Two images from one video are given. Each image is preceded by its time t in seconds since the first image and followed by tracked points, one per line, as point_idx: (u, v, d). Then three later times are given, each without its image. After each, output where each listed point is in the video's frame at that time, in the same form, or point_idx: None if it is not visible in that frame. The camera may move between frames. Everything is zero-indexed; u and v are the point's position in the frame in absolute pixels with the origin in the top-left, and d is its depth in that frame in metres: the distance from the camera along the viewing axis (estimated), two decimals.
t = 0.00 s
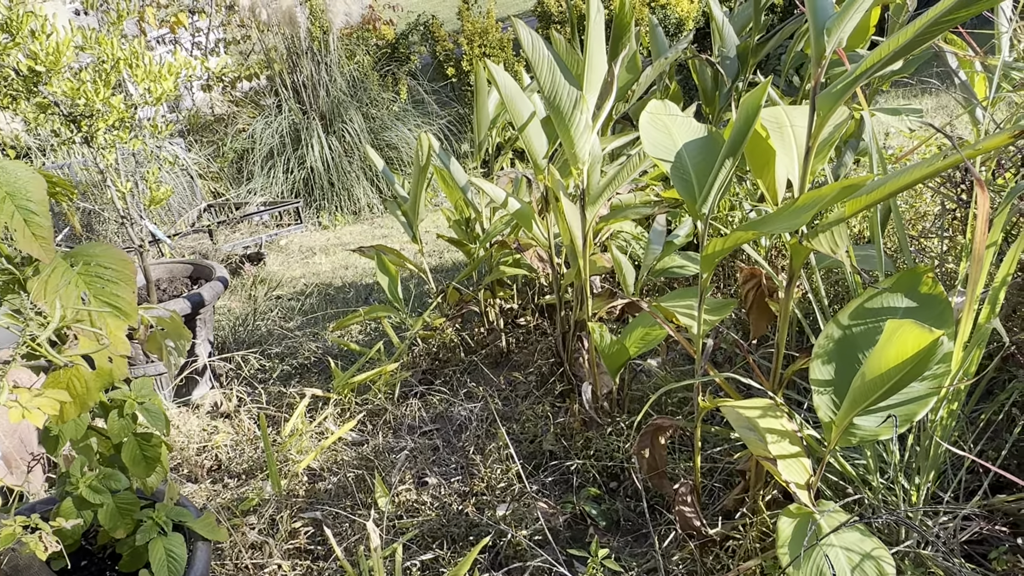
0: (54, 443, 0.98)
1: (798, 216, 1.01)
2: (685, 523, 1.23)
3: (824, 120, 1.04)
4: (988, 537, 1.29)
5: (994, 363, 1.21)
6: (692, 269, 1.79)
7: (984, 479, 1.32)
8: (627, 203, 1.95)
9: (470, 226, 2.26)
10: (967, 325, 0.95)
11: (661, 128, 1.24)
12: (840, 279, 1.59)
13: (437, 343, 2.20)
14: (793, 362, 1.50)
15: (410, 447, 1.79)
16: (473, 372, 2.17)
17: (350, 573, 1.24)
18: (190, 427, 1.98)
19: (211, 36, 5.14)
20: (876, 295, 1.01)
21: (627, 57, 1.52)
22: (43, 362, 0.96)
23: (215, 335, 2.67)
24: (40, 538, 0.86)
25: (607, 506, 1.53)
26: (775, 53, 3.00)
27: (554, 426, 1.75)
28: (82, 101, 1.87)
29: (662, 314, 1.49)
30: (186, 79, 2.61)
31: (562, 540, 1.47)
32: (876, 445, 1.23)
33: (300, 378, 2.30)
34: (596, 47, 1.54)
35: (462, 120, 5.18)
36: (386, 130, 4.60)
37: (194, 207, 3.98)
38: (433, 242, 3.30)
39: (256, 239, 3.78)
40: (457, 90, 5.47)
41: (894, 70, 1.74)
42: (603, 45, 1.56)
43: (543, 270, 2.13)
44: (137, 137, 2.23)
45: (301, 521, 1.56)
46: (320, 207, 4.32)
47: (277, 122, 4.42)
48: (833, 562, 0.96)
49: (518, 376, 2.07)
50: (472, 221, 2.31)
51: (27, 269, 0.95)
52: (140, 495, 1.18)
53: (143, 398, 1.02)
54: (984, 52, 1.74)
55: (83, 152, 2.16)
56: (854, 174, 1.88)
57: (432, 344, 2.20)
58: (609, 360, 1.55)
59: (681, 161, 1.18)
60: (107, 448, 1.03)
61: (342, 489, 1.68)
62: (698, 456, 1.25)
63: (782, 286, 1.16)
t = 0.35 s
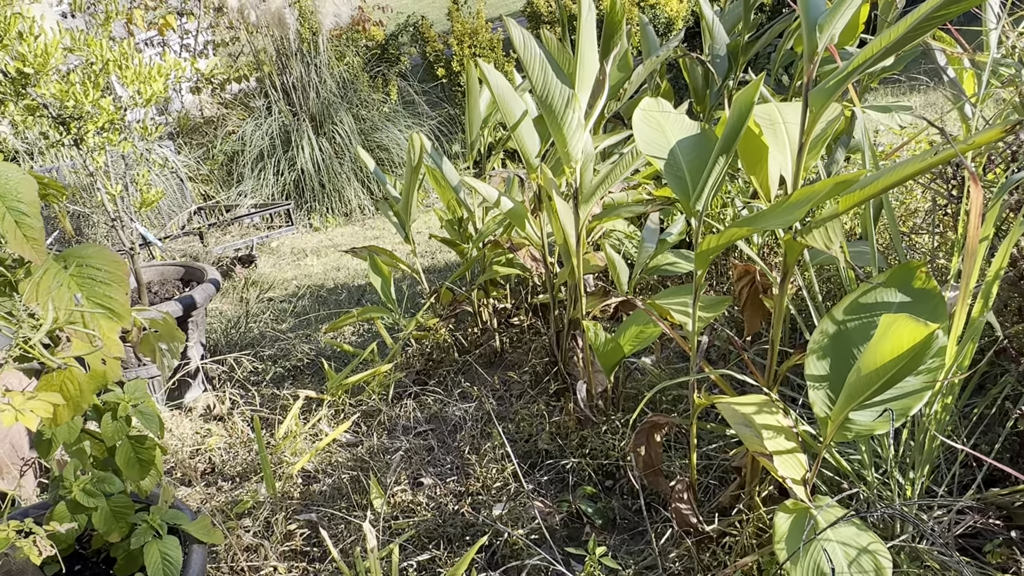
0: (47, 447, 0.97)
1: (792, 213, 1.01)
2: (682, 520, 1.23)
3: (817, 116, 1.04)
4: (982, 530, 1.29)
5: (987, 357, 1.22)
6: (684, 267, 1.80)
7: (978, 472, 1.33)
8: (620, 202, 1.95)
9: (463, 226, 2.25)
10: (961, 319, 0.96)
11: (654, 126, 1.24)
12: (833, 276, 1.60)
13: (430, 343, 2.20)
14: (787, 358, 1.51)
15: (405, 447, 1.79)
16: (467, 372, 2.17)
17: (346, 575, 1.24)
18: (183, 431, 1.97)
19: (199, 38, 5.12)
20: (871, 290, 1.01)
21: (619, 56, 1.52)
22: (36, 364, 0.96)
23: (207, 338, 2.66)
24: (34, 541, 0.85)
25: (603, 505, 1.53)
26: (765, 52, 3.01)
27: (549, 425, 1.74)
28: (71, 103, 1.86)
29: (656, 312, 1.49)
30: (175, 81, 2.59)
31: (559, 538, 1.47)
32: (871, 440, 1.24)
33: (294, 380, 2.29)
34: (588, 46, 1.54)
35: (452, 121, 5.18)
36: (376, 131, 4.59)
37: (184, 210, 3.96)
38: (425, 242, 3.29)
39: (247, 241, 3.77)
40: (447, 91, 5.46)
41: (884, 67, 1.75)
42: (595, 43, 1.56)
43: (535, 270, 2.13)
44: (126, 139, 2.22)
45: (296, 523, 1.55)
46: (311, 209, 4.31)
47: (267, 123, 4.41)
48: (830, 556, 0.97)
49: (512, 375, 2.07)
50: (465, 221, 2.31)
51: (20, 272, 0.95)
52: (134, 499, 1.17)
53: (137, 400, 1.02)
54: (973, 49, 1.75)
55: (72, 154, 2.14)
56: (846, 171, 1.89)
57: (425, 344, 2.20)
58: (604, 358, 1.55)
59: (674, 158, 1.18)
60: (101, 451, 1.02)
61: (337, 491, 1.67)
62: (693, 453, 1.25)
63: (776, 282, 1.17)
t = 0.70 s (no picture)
0: (40, 444, 0.96)
1: (789, 203, 1.01)
2: (679, 512, 1.23)
3: (813, 106, 1.04)
4: (978, 519, 1.30)
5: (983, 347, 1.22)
6: (679, 260, 1.79)
7: (973, 462, 1.33)
8: (614, 195, 1.94)
9: (457, 220, 2.24)
10: (957, 308, 0.96)
11: (649, 118, 1.24)
12: (828, 267, 1.60)
13: (425, 339, 2.19)
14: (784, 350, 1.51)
15: (401, 442, 1.79)
16: (462, 367, 2.17)
17: (344, 570, 1.23)
18: (177, 428, 1.97)
19: (189, 35, 5.09)
20: (867, 280, 1.02)
21: (613, 47, 1.51)
22: (29, 360, 0.95)
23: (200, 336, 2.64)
24: (29, 539, 0.85)
25: (600, 498, 1.53)
26: (757, 46, 3.01)
27: (546, 419, 1.74)
28: (61, 99, 1.84)
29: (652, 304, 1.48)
30: (166, 76, 2.58)
31: (557, 532, 1.47)
32: (867, 431, 1.24)
33: (288, 376, 2.28)
34: (582, 38, 1.54)
35: (445, 116, 5.17)
36: (368, 127, 4.57)
37: (176, 207, 3.94)
38: (419, 238, 3.29)
39: (239, 238, 3.75)
40: (439, 86, 5.45)
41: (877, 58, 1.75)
42: (589, 36, 1.56)
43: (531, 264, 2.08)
44: (117, 136, 2.20)
45: (292, 519, 1.55)
46: (303, 205, 4.29)
47: (258, 120, 4.39)
48: (829, 546, 0.97)
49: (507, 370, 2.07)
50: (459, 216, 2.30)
51: (10, 266, 0.93)
52: (130, 495, 1.16)
53: (131, 396, 1.00)
54: (965, 40, 1.75)
55: (63, 151, 2.13)
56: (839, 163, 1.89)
57: (420, 340, 2.19)
58: (601, 352, 1.55)
59: (670, 150, 1.18)
60: (95, 448, 1.01)
61: (333, 487, 1.67)
62: (691, 445, 1.25)
63: (773, 273, 1.17)
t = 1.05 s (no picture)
0: (42, 435, 0.96)
1: (790, 190, 1.01)
2: (681, 500, 1.24)
3: (814, 93, 1.03)
4: (977, 505, 1.31)
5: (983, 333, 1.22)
6: (678, 249, 1.80)
7: (972, 448, 1.34)
8: (612, 184, 1.94)
9: (455, 211, 2.24)
10: (958, 294, 0.96)
11: (649, 106, 1.24)
12: (826, 255, 1.60)
13: (424, 330, 2.19)
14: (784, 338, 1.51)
15: (401, 433, 1.79)
16: (461, 359, 2.17)
17: (347, 560, 1.23)
18: (177, 421, 1.97)
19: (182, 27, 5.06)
20: (868, 267, 1.02)
21: (612, 35, 1.51)
22: (31, 351, 0.94)
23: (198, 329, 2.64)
24: (33, 530, 0.85)
25: (600, 487, 1.54)
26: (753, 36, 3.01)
27: (545, 409, 1.74)
28: (56, 91, 1.83)
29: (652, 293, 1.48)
30: (160, 68, 2.57)
31: (558, 520, 1.48)
32: (867, 417, 1.24)
33: (287, 369, 2.28)
34: (580, 27, 1.53)
35: (440, 108, 5.16)
36: (364, 119, 4.56)
37: (171, 200, 3.93)
38: (416, 230, 3.28)
39: (235, 231, 3.74)
40: (434, 78, 5.43)
41: (875, 45, 1.75)
42: (587, 24, 1.55)
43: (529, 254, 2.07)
44: (113, 128, 2.19)
45: (293, 510, 1.55)
46: (299, 198, 4.28)
47: (253, 113, 4.37)
48: (831, 531, 0.97)
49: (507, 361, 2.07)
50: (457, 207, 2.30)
51: (10, 256, 0.93)
52: (132, 487, 1.16)
53: (133, 386, 1.00)
54: (962, 27, 1.75)
55: (58, 143, 2.12)
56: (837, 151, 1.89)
57: (419, 331, 2.19)
58: (600, 342, 1.56)
59: (670, 138, 1.18)
60: (97, 440, 1.02)
61: (334, 477, 1.67)
62: (692, 434, 1.25)
63: (773, 261, 1.17)
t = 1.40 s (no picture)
0: (49, 424, 0.95)
1: (800, 173, 1.01)
2: (688, 486, 1.24)
3: (823, 76, 1.03)
4: (983, 490, 1.30)
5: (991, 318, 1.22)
6: (681, 237, 1.79)
7: (978, 433, 1.34)
8: (614, 172, 1.93)
9: (456, 199, 2.23)
10: (969, 277, 0.96)
11: (656, 90, 1.22)
12: (831, 242, 1.59)
13: (425, 319, 2.19)
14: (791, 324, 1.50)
15: (405, 422, 1.79)
16: (464, 347, 2.16)
17: (354, 549, 1.22)
18: (179, 411, 1.96)
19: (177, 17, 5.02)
20: (878, 251, 1.01)
21: (616, 20, 1.50)
22: (38, 340, 0.93)
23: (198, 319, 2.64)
24: (42, 520, 0.84)
25: (606, 474, 1.54)
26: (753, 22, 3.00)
27: (550, 397, 1.74)
28: (54, 79, 1.82)
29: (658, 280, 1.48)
30: (157, 57, 2.55)
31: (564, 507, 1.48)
32: (874, 403, 1.24)
33: (289, 359, 2.28)
34: (584, 11, 1.52)
35: (438, 97, 5.13)
36: (361, 109, 4.54)
37: (168, 191, 3.91)
38: (415, 220, 3.27)
39: (233, 222, 3.72)
40: (431, 67, 5.41)
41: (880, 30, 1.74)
42: (591, 9, 1.54)
43: (531, 243, 2.09)
44: (111, 118, 2.18)
45: (298, 499, 1.55)
46: (296, 188, 4.26)
47: (249, 103, 4.35)
48: (841, 516, 0.97)
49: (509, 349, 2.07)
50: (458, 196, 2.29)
51: (15, 244, 0.91)
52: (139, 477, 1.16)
53: (139, 374, 1.00)
54: (966, 11, 1.74)
55: (55, 133, 2.10)
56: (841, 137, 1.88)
57: (421, 320, 2.19)
58: (605, 329, 1.55)
59: (677, 123, 1.17)
60: (103, 429, 1.01)
61: (338, 467, 1.67)
62: (699, 420, 1.25)
63: (780, 246, 1.16)
